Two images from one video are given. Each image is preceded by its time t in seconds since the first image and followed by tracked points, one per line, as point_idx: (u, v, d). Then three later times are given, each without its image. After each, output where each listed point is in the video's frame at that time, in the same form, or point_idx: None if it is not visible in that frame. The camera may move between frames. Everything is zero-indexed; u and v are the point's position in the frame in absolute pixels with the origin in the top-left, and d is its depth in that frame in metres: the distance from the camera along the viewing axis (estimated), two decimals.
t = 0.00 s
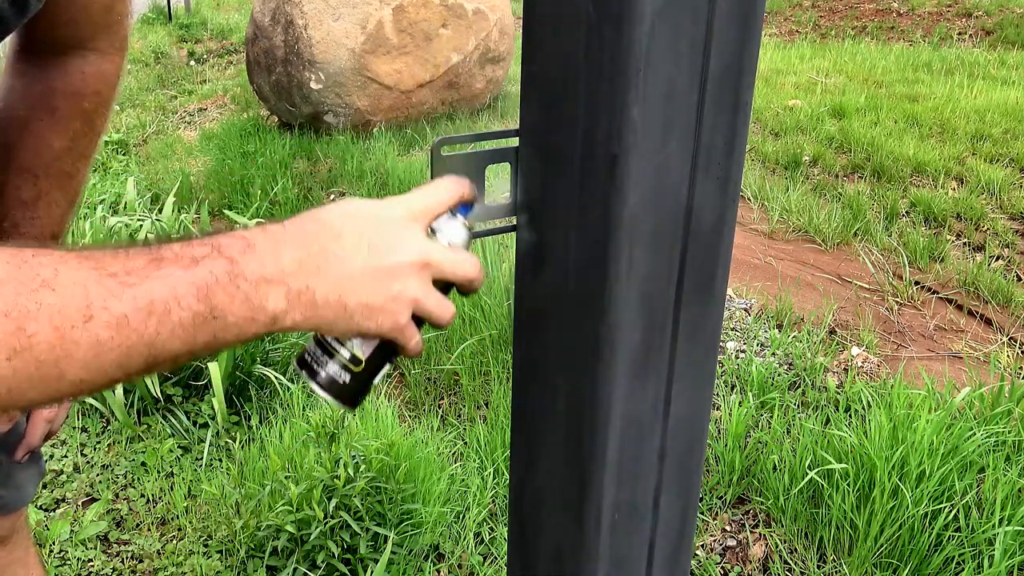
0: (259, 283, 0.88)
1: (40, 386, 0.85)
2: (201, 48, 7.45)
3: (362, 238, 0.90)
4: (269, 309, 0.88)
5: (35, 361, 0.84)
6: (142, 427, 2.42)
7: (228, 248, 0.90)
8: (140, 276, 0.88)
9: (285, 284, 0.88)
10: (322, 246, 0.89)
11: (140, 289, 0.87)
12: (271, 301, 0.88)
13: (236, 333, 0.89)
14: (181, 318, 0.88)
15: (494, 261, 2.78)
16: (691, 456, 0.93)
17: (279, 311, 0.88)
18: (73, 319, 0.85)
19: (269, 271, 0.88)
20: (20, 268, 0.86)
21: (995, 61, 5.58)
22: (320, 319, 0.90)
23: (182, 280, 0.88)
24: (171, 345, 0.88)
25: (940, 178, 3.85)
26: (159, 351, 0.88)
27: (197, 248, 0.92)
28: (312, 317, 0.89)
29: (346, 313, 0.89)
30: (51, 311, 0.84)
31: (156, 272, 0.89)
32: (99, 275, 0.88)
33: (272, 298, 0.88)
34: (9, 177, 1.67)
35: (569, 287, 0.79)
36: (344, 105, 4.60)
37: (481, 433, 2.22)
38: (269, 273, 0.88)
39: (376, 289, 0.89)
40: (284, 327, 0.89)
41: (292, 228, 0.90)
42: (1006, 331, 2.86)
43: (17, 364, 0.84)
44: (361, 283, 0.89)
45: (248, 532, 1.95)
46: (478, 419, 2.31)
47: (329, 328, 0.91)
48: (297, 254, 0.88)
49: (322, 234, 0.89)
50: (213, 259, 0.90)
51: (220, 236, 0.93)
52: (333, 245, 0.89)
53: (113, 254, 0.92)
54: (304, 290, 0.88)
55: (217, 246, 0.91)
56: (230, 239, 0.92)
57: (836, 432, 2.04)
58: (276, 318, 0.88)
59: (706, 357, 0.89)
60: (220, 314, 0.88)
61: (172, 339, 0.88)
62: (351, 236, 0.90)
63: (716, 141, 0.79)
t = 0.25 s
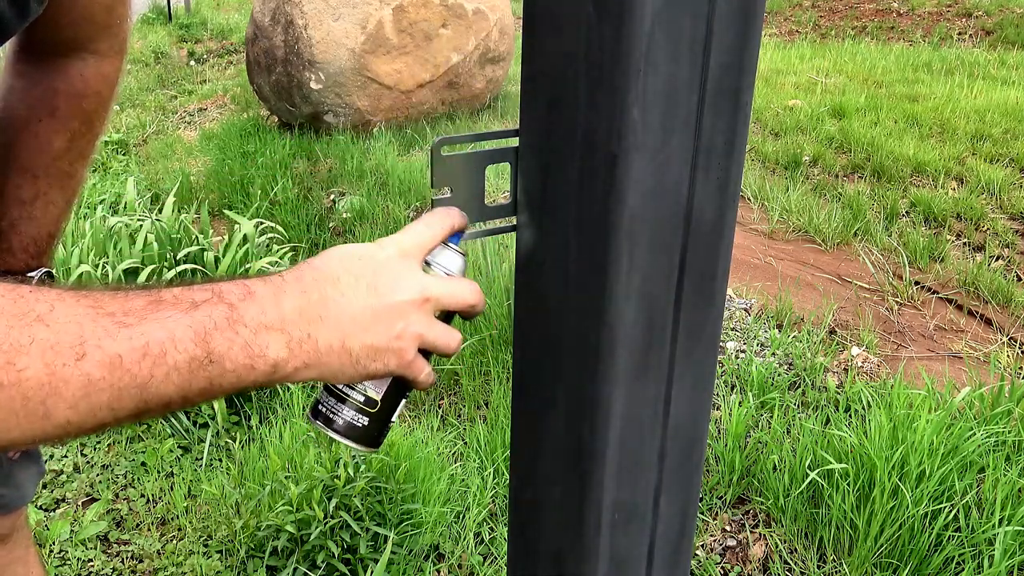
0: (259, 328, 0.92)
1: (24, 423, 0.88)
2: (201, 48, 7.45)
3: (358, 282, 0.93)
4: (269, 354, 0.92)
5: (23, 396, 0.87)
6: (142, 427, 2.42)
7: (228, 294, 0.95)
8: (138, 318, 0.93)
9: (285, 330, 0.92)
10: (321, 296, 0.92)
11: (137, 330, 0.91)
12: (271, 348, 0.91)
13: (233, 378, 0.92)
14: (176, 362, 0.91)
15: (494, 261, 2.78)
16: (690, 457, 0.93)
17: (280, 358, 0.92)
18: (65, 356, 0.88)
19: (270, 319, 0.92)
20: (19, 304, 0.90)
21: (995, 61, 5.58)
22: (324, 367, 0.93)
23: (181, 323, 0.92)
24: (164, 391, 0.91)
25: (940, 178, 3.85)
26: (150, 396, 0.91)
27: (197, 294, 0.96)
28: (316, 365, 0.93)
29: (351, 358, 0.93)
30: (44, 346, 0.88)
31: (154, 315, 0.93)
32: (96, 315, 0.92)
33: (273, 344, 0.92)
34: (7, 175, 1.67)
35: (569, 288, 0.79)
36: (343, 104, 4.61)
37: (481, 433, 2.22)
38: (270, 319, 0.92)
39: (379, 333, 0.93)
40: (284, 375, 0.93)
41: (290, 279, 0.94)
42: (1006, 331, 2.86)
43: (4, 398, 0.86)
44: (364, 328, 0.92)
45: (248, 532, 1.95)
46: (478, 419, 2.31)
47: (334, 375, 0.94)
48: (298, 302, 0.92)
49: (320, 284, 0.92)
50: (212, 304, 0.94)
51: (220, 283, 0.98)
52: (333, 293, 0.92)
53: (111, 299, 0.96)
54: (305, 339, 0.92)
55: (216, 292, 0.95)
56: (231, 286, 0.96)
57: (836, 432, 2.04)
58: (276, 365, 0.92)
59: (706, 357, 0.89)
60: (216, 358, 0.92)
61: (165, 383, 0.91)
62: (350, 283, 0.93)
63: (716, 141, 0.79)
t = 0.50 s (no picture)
0: (180, 297, 0.99)
1: None
2: (201, 48, 7.44)
3: (275, 246, 1.04)
4: (194, 322, 0.98)
5: None
6: (142, 427, 2.42)
7: (139, 268, 1.01)
8: (45, 299, 0.96)
9: (208, 297, 0.99)
10: (242, 262, 1.01)
11: (44, 310, 0.95)
12: (194, 315, 0.98)
13: (159, 350, 0.98)
14: (91, 337, 0.96)
15: (494, 261, 2.78)
16: (690, 457, 0.93)
17: (205, 324, 0.99)
18: None
19: (190, 287, 0.99)
20: None
21: (996, 61, 5.58)
22: (254, 331, 1.02)
23: (91, 300, 0.97)
24: (82, 367, 0.96)
25: (940, 178, 3.85)
26: (66, 375, 0.95)
27: (103, 272, 1.01)
28: (246, 328, 1.01)
29: (278, 319, 1.03)
30: None
31: (63, 295, 0.97)
32: None
33: (198, 312, 0.98)
34: (10, 174, 1.67)
35: (568, 288, 0.79)
36: (344, 104, 4.60)
37: (481, 433, 2.22)
38: (189, 288, 0.99)
39: (303, 292, 1.04)
40: (212, 343, 1.00)
41: (206, 249, 1.02)
42: (1006, 331, 2.86)
43: None
44: (285, 288, 1.03)
45: (248, 532, 1.95)
46: (478, 419, 2.31)
47: (263, 339, 1.03)
48: (217, 270, 1.00)
49: (239, 251, 1.02)
50: (122, 278, 1.00)
51: (128, 263, 1.03)
52: (255, 259, 1.02)
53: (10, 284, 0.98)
54: (230, 303, 1.00)
55: (125, 269, 1.01)
56: (140, 263, 1.02)
57: (836, 432, 2.04)
58: (202, 332, 0.98)
59: (705, 357, 0.89)
60: (136, 329, 0.97)
61: (82, 359, 0.95)
62: (266, 248, 1.03)
63: (716, 142, 0.79)
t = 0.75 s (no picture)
0: (285, 304, 0.92)
1: (56, 408, 0.89)
2: (201, 48, 7.45)
3: (378, 254, 0.93)
4: (296, 330, 0.92)
5: (52, 379, 0.88)
6: (142, 426, 2.42)
7: (250, 274, 0.97)
8: (163, 299, 0.95)
9: (309, 306, 0.92)
10: (339, 271, 0.92)
11: (160, 309, 0.93)
12: (297, 324, 0.92)
13: (263, 357, 0.93)
14: (203, 339, 0.92)
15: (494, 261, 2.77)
16: (690, 457, 0.93)
17: (306, 333, 0.92)
18: (92, 337, 0.89)
19: (291, 293, 0.93)
20: (43, 288, 0.92)
21: (995, 61, 5.58)
22: (359, 343, 0.93)
23: (206, 301, 0.94)
24: (194, 368, 0.92)
25: (940, 178, 3.85)
26: (180, 375, 0.92)
27: (218, 276, 0.98)
28: (344, 339, 0.93)
29: (378, 331, 0.93)
30: (71, 327, 0.89)
31: (179, 296, 0.95)
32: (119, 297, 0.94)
33: (299, 320, 0.92)
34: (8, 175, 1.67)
35: (569, 287, 0.79)
36: (343, 104, 4.60)
37: (481, 433, 2.22)
38: (292, 295, 0.92)
39: (404, 303, 0.93)
40: (314, 352, 0.93)
41: (309, 258, 0.95)
42: (1006, 331, 2.85)
43: (33, 381, 0.87)
44: (386, 299, 0.92)
45: (248, 532, 1.95)
46: (478, 419, 2.31)
47: (365, 351, 0.94)
48: (317, 279, 0.92)
49: (338, 260, 0.93)
50: (234, 283, 0.96)
51: (242, 267, 1.00)
52: (350, 268, 0.92)
53: (138, 286, 0.98)
54: (330, 313, 0.92)
55: (237, 273, 0.97)
56: (252, 268, 0.98)
57: (836, 432, 2.04)
58: (304, 341, 0.92)
59: (706, 357, 0.89)
60: (244, 333, 0.92)
61: (194, 360, 0.92)
62: (363, 256, 0.93)
63: (716, 142, 0.79)
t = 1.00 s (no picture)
0: (267, 309, 0.94)
1: (39, 410, 0.89)
2: (201, 48, 7.45)
3: (361, 259, 0.95)
4: (280, 334, 0.93)
5: (35, 381, 0.89)
6: (143, 426, 2.42)
7: (234, 278, 0.98)
8: (147, 303, 0.96)
9: (292, 310, 0.94)
10: (323, 276, 0.94)
11: (144, 313, 0.94)
12: (281, 328, 0.93)
13: (246, 360, 0.94)
14: (187, 343, 0.93)
15: (494, 261, 2.77)
16: (690, 457, 0.93)
17: (290, 337, 0.94)
18: (76, 340, 0.91)
19: (275, 298, 0.94)
20: (26, 293, 0.93)
21: (996, 61, 5.57)
22: (342, 347, 0.95)
23: (188, 305, 0.95)
24: (178, 372, 0.93)
25: (940, 178, 3.85)
26: (163, 379, 0.93)
27: (202, 280, 1.00)
28: (328, 343, 0.94)
29: (362, 335, 0.95)
30: (55, 330, 0.90)
31: (164, 300, 0.96)
32: (103, 301, 0.95)
33: (283, 324, 0.94)
34: (8, 174, 1.67)
35: (568, 287, 0.79)
36: (343, 104, 4.60)
37: (481, 433, 2.22)
38: (275, 300, 0.94)
39: (387, 307, 0.95)
40: (298, 355, 0.94)
41: (291, 264, 0.97)
42: (1006, 331, 2.85)
43: (15, 383, 0.88)
44: (369, 302, 0.94)
45: (248, 532, 1.96)
46: (478, 419, 2.31)
47: (349, 355, 0.96)
48: (302, 284, 0.94)
49: (322, 266, 0.95)
50: (218, 288, 0.97)
51: (226, 272, 1.01)
52: (335, 273, 0.95)
53: (123, 289, 0.99)
54: (314, 317, 0.94)
55: (222, 278, 0.99)
56: (236, 274, 0.99)
57: (836, 432, 2.04)
58: (288, 344, 0.94)
59: (706, 357, 0.89)
60: (227, 337, 0.94)
61: (177, 364, 0.93)
62: (347, 261, 0.95)
63: (716, 142, 0.79)
